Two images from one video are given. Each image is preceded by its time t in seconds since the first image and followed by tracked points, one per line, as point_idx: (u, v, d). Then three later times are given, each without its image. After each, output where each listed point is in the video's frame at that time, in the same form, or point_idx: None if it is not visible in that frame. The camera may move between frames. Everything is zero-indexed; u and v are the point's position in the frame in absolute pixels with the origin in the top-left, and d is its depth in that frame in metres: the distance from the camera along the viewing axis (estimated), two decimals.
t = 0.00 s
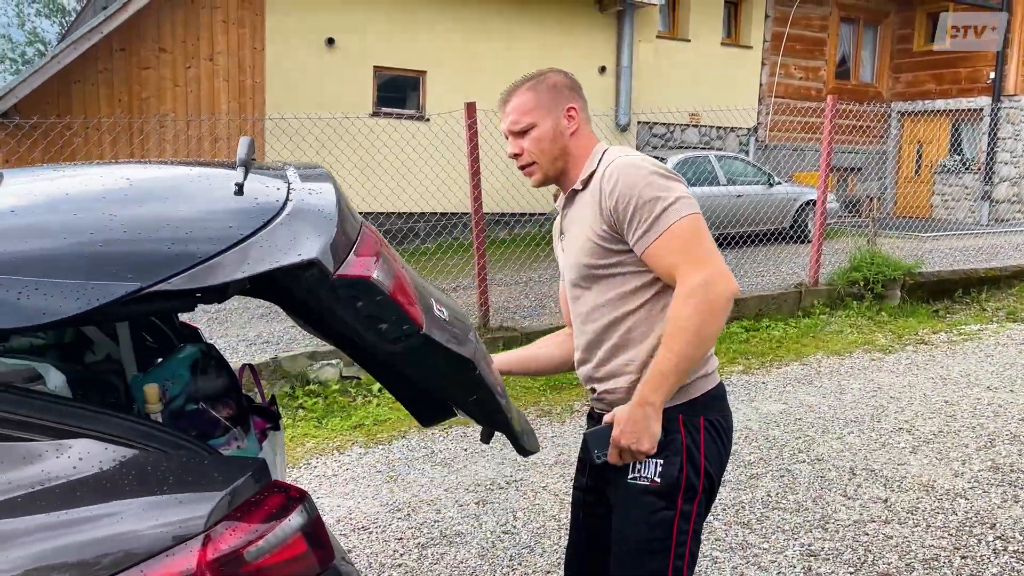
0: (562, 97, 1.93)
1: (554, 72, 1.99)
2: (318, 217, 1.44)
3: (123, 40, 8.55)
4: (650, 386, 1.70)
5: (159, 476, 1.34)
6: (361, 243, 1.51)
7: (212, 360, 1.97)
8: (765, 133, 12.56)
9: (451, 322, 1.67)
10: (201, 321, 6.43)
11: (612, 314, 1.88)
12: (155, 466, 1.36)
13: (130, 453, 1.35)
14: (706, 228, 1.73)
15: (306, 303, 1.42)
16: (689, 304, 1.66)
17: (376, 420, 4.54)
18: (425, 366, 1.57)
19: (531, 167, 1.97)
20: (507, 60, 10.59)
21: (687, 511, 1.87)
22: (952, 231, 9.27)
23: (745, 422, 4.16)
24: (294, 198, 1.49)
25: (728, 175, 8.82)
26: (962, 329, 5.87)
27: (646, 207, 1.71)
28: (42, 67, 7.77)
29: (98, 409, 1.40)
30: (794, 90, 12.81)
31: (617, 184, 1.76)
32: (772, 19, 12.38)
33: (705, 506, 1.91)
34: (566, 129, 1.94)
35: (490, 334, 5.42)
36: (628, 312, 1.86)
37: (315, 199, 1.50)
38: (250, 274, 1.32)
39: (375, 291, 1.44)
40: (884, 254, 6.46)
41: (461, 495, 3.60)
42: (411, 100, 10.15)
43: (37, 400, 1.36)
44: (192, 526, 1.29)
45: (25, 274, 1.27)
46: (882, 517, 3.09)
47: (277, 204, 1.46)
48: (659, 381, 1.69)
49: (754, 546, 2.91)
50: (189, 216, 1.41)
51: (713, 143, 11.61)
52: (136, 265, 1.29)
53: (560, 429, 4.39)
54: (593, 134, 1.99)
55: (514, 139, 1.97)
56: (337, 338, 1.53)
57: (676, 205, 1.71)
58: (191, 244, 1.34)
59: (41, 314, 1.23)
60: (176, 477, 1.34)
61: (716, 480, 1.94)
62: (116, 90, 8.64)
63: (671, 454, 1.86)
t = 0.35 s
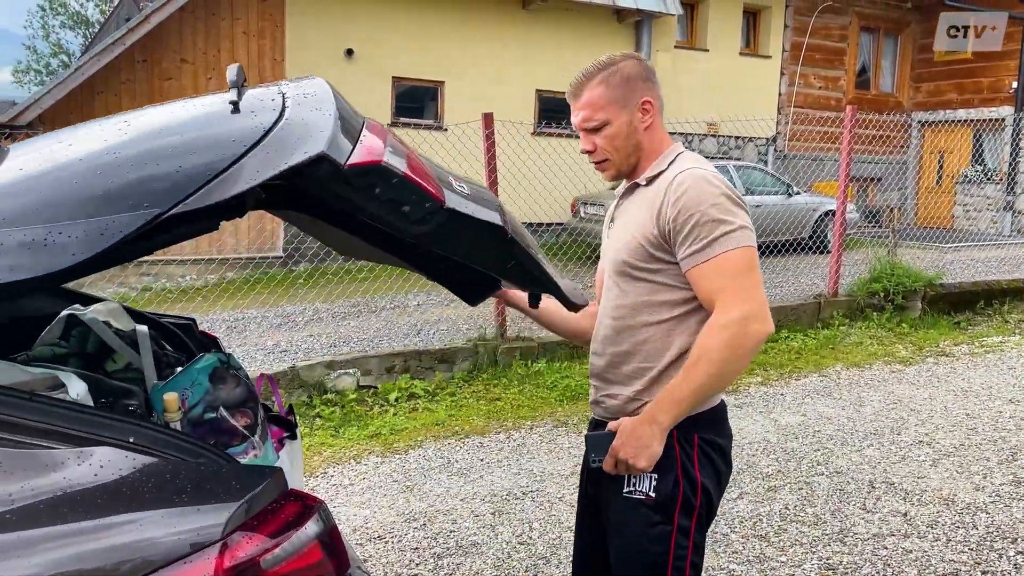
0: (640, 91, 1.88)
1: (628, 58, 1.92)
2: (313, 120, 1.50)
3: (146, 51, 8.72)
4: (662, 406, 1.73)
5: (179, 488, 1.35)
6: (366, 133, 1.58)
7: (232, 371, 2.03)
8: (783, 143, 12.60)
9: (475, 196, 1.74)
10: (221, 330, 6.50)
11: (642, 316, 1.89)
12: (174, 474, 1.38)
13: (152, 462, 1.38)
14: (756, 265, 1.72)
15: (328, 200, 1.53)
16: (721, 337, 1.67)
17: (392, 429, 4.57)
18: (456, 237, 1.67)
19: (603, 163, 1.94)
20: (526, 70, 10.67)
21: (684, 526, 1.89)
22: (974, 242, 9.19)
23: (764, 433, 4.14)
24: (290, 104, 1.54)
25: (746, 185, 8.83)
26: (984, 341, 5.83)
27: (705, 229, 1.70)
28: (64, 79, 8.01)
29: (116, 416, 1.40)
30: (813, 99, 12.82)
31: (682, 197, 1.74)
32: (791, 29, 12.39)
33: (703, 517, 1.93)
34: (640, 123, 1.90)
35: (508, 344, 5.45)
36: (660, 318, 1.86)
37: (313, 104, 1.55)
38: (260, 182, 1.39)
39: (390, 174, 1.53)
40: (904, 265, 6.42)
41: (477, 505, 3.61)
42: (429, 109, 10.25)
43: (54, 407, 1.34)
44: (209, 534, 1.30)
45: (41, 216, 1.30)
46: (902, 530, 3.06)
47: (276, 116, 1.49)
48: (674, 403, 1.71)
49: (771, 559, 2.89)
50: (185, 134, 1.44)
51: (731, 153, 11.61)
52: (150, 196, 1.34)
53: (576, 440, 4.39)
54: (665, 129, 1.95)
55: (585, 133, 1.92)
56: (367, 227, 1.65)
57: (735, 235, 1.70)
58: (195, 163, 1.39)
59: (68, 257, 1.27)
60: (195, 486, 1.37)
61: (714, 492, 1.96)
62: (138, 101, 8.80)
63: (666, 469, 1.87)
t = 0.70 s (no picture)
0: (689, 100, 1.89)
1: (678, 64, 1.92)
2: (289, 31, 1.48)
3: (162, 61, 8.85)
4: (677, 419, 1.73)
5: (195, 495, 1.37)
6: (346, 36, 1.54)
7: (247, 379, 2.07)
8: (794, 153, 12.60)
9: (467, 84, 1.74)
10: (233, 338, 6.55)
11: (665, 323, 1.90)
12: (189, 480, 1.40)
13: (167, 468, 1.40)
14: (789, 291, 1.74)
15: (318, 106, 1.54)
16: (746, 358, 1.67)
17: (402, 438, 4.59)
18: (456, 122, 1.72)
19: (643, 169, 1.95)
20: (536, 79, 10.72)
21: (694, 536, 1.90)
22: (986, 253, 9.16)
23: (774, 443, 4.13)
24: (263, 21, 1.52)
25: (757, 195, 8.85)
26: (996, 352, 5.81)
27: (744, 248, 1.71)
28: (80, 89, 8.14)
29: (131, 422, 1.43)
30: (824, 109, 12.84)
31: (725, 213, 1.75)
32: (801, 39, 12.44)
33: (713, 527, 1.93)
34: (685, 132, 1.92)
35: (518, 353, 5.46)
36: (684, 328, 1.88)
37: (288, 20, 1.51)
38: (249, 103, 1.40)
39: (379, 73, 1.53)
40: (916, 275, 6.41)
41: (487, 514, 3.62)
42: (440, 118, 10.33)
43: (72, 412, 1.38)
44: (225, 539, 1.31)
45: (46, 173, 1.33)
46: (914, 541, 3.06)
47: (252, 37, 1.49)
48: (690, 418, 1.72)
49: (782, 569, 2.88)
50: (169, 74, 1.45)
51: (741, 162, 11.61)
52: (146, 135, 1.36)
53: (586, 449, 4.40)
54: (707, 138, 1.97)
55: (627, 137, 1.93)
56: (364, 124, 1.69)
57: (773, 258, 1.71)
58: (182, 98, 1.40)
59: (78, 206, 1.30)
60: (210, 491, 1.39)
61: (723, 502, 1.97)
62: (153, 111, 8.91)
63: (672, 481, 1.89)
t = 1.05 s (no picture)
0: (705, 109, 1.90)
1: (696, 72, 1.92)
2: None
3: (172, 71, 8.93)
4: (682, 433, 1.74)
5: (211, 507, 1.38)
6: None
7: (262, 389, 2.08)
8: (800, 163, 12.62)
9: (459, 23, 1.75)
10: (240, 346, 6.57)
11: (672, 336, 1.91)
12: (209, 490, 1.41)
13: (186, 480, 1.41)
14: (797, 307, 1.74)
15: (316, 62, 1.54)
16: (752, 372, 1.68)
17: (410, 447, 4.59)
18: (454, 64, 1.73)
19: (654, 177, 1.96)
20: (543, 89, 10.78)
21: (703, 551, 1.91)
22: (993, 263, 9.14)
23: (782, 454, 4.13)
24: None
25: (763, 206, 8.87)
26: (1004, 363, 5.80)
27: (753, 261, 1.72)
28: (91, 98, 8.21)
29: (151, 432, 1.44)
30: (830, 120, 12.88)
31: (735, 226, 1.76)
32: (807, 50, 12.51)
33: (720, 539, 1.95)
34: (699, 142, 1.93)
35: (525, 363, 5.47)
36: (691, 340, 1.89)
37: None
38: (244, 65, 1.45)
39: (369, 20, 1.53)
40: (924, 286, 6.40)
41: (495, 524, 3.62)
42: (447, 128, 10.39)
43: (90, 420, 1.38)
44: (243, 549, 1.33)
45: (57, 155, 1.38)
46: (924, 554, 3.05)
47: None
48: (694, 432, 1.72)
49: None
50: (164, 45, 1.50)
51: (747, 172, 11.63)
52: (148, 109, 1.41)
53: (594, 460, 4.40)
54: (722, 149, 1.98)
55: (641, 142, 1.93)
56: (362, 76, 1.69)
57: (782, 272, 1.71)
58: (177, 68, 1.45)
59: (90, 185, 1.35)
60: (228, 501, 1.40)
61: (732, 516, 1.98)
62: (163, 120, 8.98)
63: (678, 497, 1.90)
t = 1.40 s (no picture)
0: (714, 117, 1.90)
1: (709, 78, 1.93)
2: None
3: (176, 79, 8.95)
4: (678, 447, 1.74)
5: (218, 517, 1.37)
6: None
7: (268, 399, 2.08)
8: (802, 172, 12.64)
9: (462, 20, 1.77)
10: (242, 353, 6.57)
11: (672, 348, 1.91)
12: (216, 500, 1.41)
13: (193, 491, 1.41)
14: (798, 323, 1.74)
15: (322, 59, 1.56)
16: (750, 388, 1.68)
17: (412, 455, 4.58)
18: (459, 62, 1.75)
19: (658, 179, 1.95)
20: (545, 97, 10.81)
21: (703, 565, 1.91)
22: (995, 272, 9.15)
23: (785, 464, 4.11)
24: None
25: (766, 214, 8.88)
26: (1007, 373, 5.79)
27: (756, 277, 1.71)
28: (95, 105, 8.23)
29: (158, 443, 1.44)
30: (832, 128, 12.91)
31: (740, 240, 1.76)
32: (809, 59, 12.53)
33: (721, 552, 1.95)
34: (707, 147, 1.93)
35: (527, 371, 5.47)
36: (691, 353, 1.89)
37: None
38: (250, 63, 1.46)
39: (374, 18, 1.55)
40: (927, 295, 6.41)
41: (498, 533, 3.61)
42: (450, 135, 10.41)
43: (98, 430, 1.37)
44: (249, 560, 1.33)
45: (64, 159, 1.39)
46: (929, 565, 3.04)
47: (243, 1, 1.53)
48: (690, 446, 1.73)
49: None
50: (170, 47, 1.51)
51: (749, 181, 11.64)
52: (153, 111, 1.42)
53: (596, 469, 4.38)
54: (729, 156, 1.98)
55: (648, 144, 1.92)
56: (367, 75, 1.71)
57: (784, 289, 1.71)
58: (183, 70, 1.45)
59: (99, 187, 1.35)
60: (236, 511, 1.40)
61: (733, 528, 1.98)
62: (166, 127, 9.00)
63: (677, 511, 1.90)
